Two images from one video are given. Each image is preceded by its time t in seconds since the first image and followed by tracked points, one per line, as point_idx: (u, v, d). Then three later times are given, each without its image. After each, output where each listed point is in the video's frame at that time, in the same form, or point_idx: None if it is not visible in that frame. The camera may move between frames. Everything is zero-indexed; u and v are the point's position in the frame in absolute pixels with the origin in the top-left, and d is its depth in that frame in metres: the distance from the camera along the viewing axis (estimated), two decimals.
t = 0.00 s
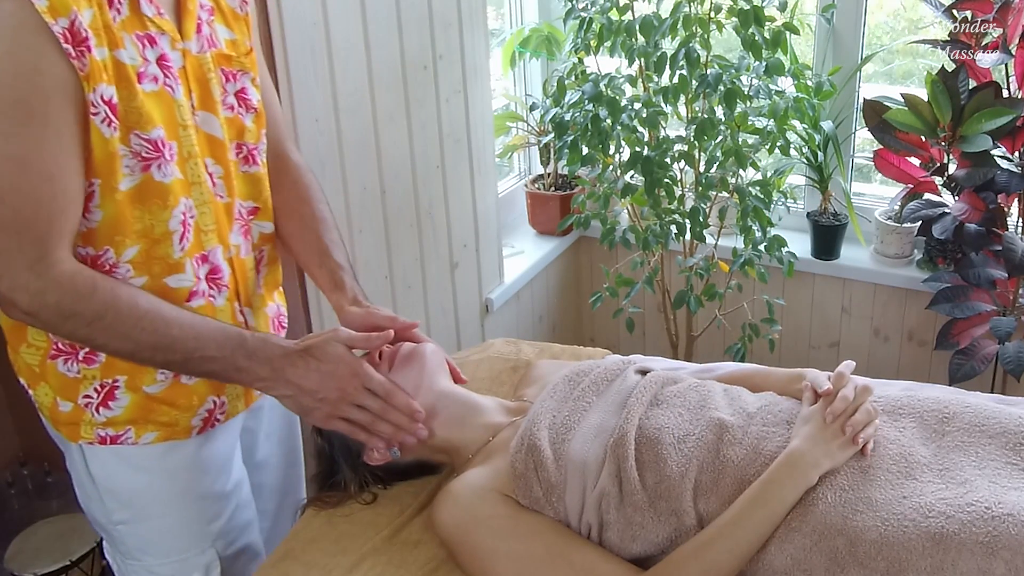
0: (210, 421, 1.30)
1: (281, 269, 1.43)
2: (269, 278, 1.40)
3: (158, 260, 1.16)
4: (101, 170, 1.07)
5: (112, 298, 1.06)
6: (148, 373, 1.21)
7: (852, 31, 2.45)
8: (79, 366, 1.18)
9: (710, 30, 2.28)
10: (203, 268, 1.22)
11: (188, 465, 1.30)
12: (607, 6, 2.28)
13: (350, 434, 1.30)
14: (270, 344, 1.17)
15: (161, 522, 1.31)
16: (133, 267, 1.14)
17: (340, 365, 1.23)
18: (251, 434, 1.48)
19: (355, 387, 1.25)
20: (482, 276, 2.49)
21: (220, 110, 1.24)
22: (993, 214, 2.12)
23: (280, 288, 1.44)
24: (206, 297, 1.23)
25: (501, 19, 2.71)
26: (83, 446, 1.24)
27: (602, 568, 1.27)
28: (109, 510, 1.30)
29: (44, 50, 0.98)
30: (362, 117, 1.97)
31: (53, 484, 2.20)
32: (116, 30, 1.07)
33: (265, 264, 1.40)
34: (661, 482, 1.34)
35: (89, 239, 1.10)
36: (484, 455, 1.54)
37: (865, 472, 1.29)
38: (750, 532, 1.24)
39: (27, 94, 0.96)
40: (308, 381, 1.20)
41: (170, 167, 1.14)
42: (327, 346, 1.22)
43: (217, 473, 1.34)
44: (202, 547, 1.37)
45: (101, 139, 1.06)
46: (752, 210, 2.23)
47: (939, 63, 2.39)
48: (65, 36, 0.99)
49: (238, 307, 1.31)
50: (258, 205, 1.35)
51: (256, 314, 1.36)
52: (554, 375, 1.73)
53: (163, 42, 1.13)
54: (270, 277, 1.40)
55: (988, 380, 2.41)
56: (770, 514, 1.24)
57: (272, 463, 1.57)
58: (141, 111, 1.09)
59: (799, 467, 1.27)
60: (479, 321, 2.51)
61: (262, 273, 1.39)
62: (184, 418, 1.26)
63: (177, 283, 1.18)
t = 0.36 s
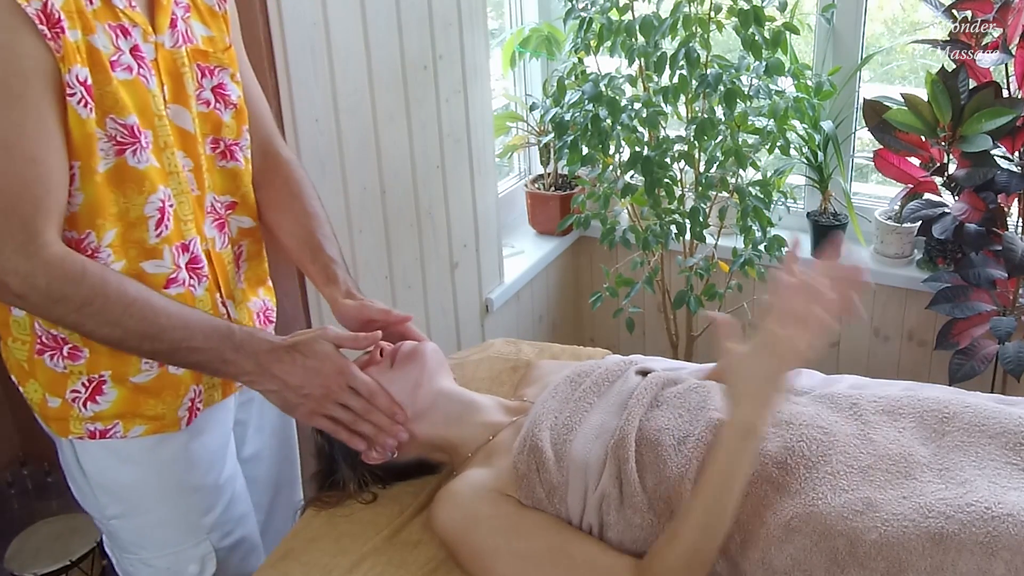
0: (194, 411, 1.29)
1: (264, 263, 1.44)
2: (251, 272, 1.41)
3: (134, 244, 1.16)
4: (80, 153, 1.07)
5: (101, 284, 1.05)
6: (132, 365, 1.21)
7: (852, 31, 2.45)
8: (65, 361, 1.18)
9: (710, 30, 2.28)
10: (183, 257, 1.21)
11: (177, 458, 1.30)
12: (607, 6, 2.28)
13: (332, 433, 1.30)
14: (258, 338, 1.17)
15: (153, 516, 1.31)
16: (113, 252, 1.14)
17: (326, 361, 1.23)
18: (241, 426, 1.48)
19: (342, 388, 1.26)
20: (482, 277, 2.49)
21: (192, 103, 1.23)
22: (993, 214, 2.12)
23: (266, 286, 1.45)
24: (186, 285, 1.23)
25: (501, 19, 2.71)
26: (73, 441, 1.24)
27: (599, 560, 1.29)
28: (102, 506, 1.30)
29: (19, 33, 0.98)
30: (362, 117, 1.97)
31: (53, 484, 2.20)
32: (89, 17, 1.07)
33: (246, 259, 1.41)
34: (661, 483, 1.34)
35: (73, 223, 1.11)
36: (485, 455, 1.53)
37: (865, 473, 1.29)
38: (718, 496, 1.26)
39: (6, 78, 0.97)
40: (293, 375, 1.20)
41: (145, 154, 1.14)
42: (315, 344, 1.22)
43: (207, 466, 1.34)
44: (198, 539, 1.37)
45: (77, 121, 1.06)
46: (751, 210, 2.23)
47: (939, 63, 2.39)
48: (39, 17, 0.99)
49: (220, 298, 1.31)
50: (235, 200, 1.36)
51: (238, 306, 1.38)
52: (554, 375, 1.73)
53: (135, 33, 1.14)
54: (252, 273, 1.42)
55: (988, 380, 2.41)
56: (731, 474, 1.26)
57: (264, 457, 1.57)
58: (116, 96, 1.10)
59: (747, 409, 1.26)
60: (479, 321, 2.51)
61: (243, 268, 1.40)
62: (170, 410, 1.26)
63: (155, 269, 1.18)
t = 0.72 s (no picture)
0: (203, 412, 1.28)
1: (270, 264, 1.43)
2: (257, 272, 1.40)
3: (131, 244, 1.15)
4: (73, 154, 1.07)
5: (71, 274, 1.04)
6: (141, 365, 1.20)
7: (853, 31, 2.45)
8: (76, 359, 1.18)
9: (710, 29, 2.28)
10: (182, 256, 1.21)
11: (189, 459, 1.29)
12: (607, 6, 2.28)
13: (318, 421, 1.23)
14: (233, 328, 1.12)
15: (166, 518, 1.31)
16: (109, 252, 1.14)
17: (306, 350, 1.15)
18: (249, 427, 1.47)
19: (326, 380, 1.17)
20: (482, 276, 2.49)
21: (197, 102, 1.23)
22: (993, 214, 2.12)
23: (274, 286, 1.44)
24: (186, 284, 1.22)
25: (501, 19, 2.71)
26: (83, 443, 1.24)
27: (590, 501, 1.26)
28: (114, 509, 1.30)
29: (13, 34, 0.99)
30: (362, 117, 1.97)
31: (53, 484, 2.20)
32: (88, 15, 1.08)
33: (251, 260, 1.39)
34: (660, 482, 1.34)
35: (67, 223, 1.10)
36: (485, 456, 1.52)
37: (865, 473, 1.29)
38: (656, 419, 1.15)
39: None
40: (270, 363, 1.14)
41: (142, 153, 1.13)
42: (293, 330, 1.15)
43: (220, 467, 1.34)
44: (211, 540, 1.37)
45: (71, 120, 1.05)
46: (751, 210, 2.23)
47: (939, 63, 2.39)
48: (34, 16, 1.00)
49: (225, 298, 1.30)
50: (239, 200, 1.34)
51: (247, 307, 1.36)
52: (554, 375, 1.73)
53: (136, 31, 1.14)
54: (258, 273, 1.41)
55: (988, 380, 2.40)
56: (653, 393, 1.15)
57: (271, 460, 1.56)
58: (113, 95, 1.10)
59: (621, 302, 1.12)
60: (479, 321, 2.51)
61: (249, 269, 1.39)
62: (180, 411, 1.25)
63: (152, 268, 1.18)
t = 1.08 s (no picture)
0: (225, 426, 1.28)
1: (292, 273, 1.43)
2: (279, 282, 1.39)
3: (168, 255, 1.15)
4: (108, 165, 1.07)
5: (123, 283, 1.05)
6: (164, 376, 1.20)
7: (852, 31, 2.45)
8: (99, 368, 1.18)
9: (710, 29, 2.28)
10: (212, 268, 1.21)
11: (207, 472, 1.29)
12: (607, 6, 2.28)
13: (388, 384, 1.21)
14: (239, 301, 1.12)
15: (181, 530, 1.31)
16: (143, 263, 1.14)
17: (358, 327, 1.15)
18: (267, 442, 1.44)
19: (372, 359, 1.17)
20: (482, 276, 2.49)
21: (231, 111, 1.23)
22: (993, 214, 2.12)
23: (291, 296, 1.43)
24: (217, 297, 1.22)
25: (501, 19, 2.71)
26: (102, 452, 1.24)
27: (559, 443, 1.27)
28: (130, 518, 1.30)
29: (53, 49, 0.97)
30: (362, 117, 1.97)
31: (53, 484, 2.20)
32: (126, 25, 1.07)
33: (276, 270, 1.39)
34: (659, 480, 1.33)
35: (100, 233, 1.10)
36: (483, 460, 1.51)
37: (865, 472, 1.29)
38: (583, 322, 1.23)
39: (34, 87, 0.95)
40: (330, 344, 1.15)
41: (178, 165, 1.13)
42: (341, 308, 1.15)
43: (237, 480, 1.33)
44: (223, 554, 1.37)
45: (107, 134, 1.06)
46: (751, 210, 2.23)
47: (939, 63, 2.39)
48: (73, 28, 1.00)
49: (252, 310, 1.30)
50: (267, 209, 1.34)
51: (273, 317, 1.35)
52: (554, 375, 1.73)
53: (174, 39, 1.13)
54: (281, 282, 1.40)
55: (988, 380, 2.41)
56: (573, 294, 1.23)
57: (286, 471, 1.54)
58: (150, 107, 1.09)
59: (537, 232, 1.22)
60: (479, 321, 2.51)
61: (273, 278, 1.38)
62: (201, 424, 1.25)
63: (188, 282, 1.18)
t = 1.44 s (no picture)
0: (240, 435, 1.28)
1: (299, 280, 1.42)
2: (290, 288, 1.39)
3: (193, 270, 1.15)
4: (142, 181, 1.06)
5: (138, 303, 1.04)
6: (181, 379, 1.20)
7: (852, 31, 2.45)
8: (113, 370, 1.17)
9: (710, 30, 2.28)
10: (241, 282, 1.21)
11: (218, 473, 1.28)
12: (607, 6, 2.28)
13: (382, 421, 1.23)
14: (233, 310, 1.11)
15: (189, 531, 1.30)
16: (167, 276, 1.14)
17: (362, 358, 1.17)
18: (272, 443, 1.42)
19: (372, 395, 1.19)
20: (482, 276, 2.49)
21: (260, 122, 1.22)
22: (993, 214, 2.12)
23: (300, 299, 1.42)
24: (241, 310, 1.23)
25: (501, 19, 2.71)
26: (112, 454, 1.23)
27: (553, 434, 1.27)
28: (139, 519, 1.29)
29: (99, 66, 0.96)
30: (362, 117, 1.97)
31: (53, 484, 2.20)
32: (166, 41, 1.06)
33: (286, 275, 1.38)
34: (659, 480, 1.33)
35: (128, 244, 1.10)
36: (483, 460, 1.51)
37: (865, 472, 1.29)
38: (570, 307, 1.25)
39: (75, 105, 0.94)
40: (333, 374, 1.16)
41: (212, 182, 1.13)
42: (347, 339, 1.16)
43: (247, 481, 1.33)
44: (230, 556, 1.37)
45: (146, 151, 1.05)
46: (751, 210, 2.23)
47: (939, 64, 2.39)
48: (120, 47, 0.98)
49: (270, 319, 1.30)
50: (284, 216, 1.34)
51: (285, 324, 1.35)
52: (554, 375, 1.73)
53: (209, 55, 1.12)
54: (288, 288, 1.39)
55: (988, 380, 2.41)
56: (560, 277, 1.26)
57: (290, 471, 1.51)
58: (188, 124, 1.08)
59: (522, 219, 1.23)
60: (479, 321, 2.51)
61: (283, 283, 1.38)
62: (214, 428, 1.25)
63: (211, 295, 1.18)
